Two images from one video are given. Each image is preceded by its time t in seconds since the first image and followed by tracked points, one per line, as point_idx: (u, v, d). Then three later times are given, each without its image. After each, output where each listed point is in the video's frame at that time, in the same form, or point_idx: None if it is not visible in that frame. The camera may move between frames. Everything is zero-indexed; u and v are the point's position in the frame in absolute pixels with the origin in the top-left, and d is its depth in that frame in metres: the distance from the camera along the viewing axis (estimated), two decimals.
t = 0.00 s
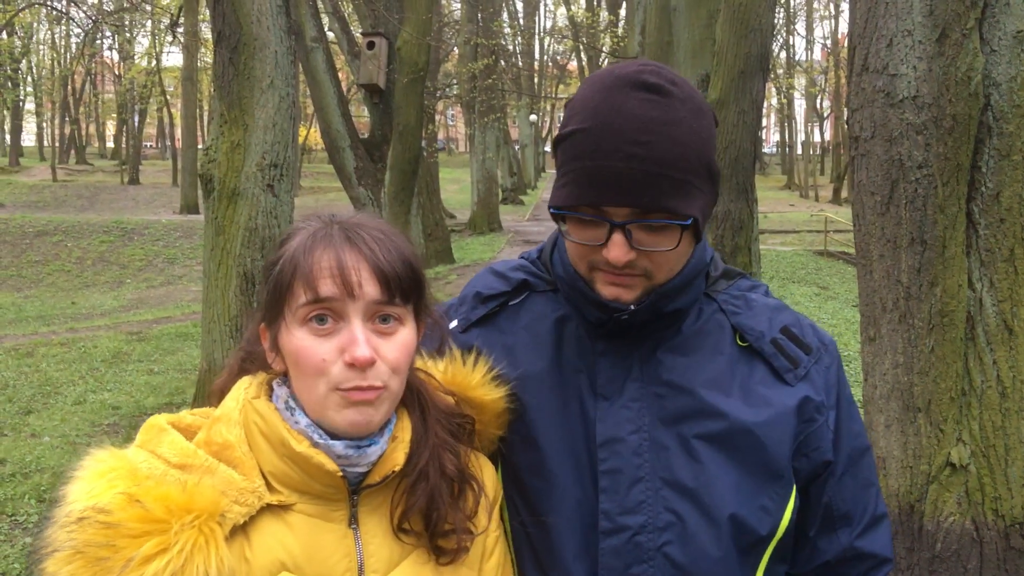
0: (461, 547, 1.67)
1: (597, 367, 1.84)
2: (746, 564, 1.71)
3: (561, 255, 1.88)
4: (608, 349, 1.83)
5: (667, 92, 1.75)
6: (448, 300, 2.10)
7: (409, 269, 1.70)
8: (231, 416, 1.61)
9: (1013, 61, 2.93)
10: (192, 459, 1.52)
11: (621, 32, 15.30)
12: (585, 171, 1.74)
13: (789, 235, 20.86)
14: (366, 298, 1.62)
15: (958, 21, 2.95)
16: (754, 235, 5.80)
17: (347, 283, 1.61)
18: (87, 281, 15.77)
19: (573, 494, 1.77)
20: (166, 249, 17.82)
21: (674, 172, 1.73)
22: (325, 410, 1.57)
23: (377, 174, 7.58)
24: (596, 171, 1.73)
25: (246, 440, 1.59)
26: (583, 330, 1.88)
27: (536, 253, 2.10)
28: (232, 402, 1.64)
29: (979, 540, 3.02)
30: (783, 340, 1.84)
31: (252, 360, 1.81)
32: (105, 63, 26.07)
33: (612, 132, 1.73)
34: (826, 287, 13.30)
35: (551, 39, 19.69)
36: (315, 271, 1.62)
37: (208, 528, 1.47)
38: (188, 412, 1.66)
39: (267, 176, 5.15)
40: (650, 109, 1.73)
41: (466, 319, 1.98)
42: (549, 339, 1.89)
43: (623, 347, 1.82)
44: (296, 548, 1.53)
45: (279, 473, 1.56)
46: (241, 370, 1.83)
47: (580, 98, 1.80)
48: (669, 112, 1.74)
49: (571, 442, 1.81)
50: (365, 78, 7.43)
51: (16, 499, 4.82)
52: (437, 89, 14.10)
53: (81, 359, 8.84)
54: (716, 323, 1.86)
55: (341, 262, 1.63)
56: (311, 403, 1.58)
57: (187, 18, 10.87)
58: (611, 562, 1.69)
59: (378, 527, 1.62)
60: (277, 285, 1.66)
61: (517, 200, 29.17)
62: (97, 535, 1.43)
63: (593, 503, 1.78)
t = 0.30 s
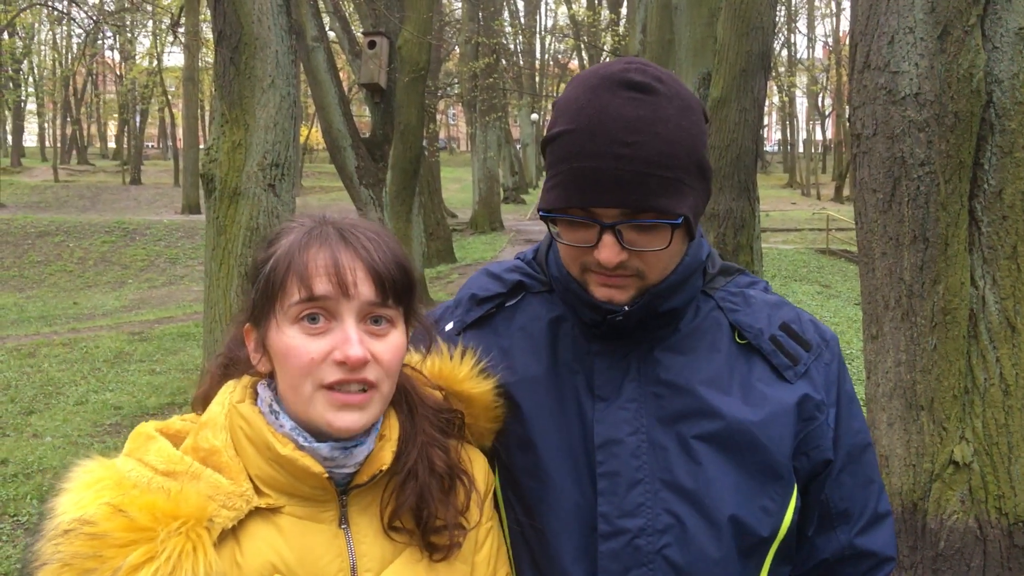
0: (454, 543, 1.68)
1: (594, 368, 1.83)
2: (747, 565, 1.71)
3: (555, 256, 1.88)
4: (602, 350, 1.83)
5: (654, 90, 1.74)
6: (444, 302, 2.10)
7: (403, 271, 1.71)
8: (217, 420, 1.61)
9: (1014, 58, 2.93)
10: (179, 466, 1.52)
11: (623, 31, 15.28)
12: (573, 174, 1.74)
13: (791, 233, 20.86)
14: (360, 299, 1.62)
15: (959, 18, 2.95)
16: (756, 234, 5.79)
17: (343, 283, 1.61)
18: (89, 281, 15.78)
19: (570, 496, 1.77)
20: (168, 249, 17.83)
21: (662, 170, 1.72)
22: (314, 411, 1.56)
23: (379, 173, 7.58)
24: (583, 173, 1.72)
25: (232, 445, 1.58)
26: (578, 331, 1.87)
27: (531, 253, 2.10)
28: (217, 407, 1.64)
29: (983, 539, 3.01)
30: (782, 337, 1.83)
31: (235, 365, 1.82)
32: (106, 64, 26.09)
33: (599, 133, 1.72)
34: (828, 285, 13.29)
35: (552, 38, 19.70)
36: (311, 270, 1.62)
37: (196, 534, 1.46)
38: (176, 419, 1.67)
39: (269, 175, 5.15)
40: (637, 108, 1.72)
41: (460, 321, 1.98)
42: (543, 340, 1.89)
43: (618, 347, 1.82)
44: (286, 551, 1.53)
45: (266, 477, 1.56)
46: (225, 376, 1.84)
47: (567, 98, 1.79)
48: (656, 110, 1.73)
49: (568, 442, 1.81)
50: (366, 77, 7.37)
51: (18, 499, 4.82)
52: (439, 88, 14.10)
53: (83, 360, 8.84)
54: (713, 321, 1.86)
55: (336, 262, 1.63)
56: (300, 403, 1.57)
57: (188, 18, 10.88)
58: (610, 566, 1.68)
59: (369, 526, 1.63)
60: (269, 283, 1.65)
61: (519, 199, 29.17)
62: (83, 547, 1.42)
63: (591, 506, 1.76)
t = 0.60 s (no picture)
0: (467, 549, 1.69)
1: (603, 371, 1.83)
2: (754, 570, 1.70)
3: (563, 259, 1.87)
4: (612, 354, 1.83)
5: (666, 95, 1.73)
6: (451, 302, 2.10)
7: (410, 268, 1.71)
8: (232, 422, 1.60)
9: (1016, 56, 2.92)
10: (195, 467, 1.51)
11: (622, 31, 15.28)
12: (581, 178, 1.73)
13: (791, 233, 20.84)
14: (367, 297, 1.62)
15: (960, 16, 2.95)
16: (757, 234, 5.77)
17: (349, 282, 1.61)
18: (90, 284, 15.79)
19: (579, 501, 1.76)
20: (168, 251, 17.83)
21: (673, 176, 1.71)
22: (327, 411, 1.56)
23: (379, 175, 7.58)
24: (594, 177, 1.71)
25: (247, 447, 1.58)
26: (588, 334, 1.87)
27: (538, 253, 2.09)
28: (232, 408, 1.62)
29: (986, 538, 3.00)
30: (793, 342, 1.82)
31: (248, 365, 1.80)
32: (107, 67, 26.11)
33: (608, 137, 1.72)
34: (829, 285, 13.28)
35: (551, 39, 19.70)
36: (317, 271, 1.62)
37: (211, 539, 1.46)
38: (189, 418, 1.66)
39: (269, 177, 5.15)
40: (647, 112, 1.72)
41: (469, 322, 1.97)
42: (552, 343, 1.88)
43: (629, 350, 1.82)
44: (301, 556, 1.53)
45: (282, 480, 1.55)
46: (237, 377, 1.82)
47: (577, 101, 1.79)
48: (668, 114, 1.72)
49: (576, 445, 1.80)
50: (365, 79, 7.37)
51: (18, 502, 4.82)
52: (439, 90, 14.10)
53: (84, 362, 8.85)
54: (723, 325, 1.85)
55: (343, 261, 1.64)
56: (312, 405, 1.57)
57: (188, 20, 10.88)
58: (617, 570, 1.67)
59: (382, 531, 1.63)
60: (276, 285, 1.65)
61: (519, 200, 29.17)
62: (98, 550, 1.42)
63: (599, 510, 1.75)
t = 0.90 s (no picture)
0: (469, 548, 1.68)
1: (609, 368, 1.81)
2: (760, 568, 1.69)
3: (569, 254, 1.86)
4: (618, 350, 1.82)
5: (674, 88, 1.72)
6: (455, 298, 2.09)
7: (415, 265, 1.70)
8: (232, 419, 1.59)
9: (1013, 52, 2.92)
10: (194, 465, 1.51)
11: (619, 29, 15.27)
12: (589, 173, 1.72)
13: (789, 231, 20.84)
14: (372, 295, 1.61)
15: (957, 12, 2.94)
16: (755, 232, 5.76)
17: (355, 279, 1.61)
18: (87, 285, 15.76)
19: (584, 498, 1.75)
20: (165, 252, 17.81)
21: (682, 169, 1.70)
22: (328, 409, 1.55)
23: (375, 174, 7.59)
24: (602, 171, 1.71)
25: (248, 444, 1.57)
26: (593, 330, 1.86)
27: (544, 250, 2.08)
28: (233, 405, 1.61)
29: (986, 535, 3.00)
30: (801, 339, 1.81)
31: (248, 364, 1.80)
32: (103, 68, 26.06)
33: (616, 131, 1.71)
34: (826, 282, 13.28)
35: (547, 38, 19.70)
36: (323, 266, 1.62)
37: (210, 536, 1.46)
38: (190, 415, 1.65)
39: (265, 177, 5.14)
40: (655, 105, 1.71)
41: (474, 318, 1.96)
42: (558, 339, 1.87)
43: (634, 346, 1.81)
44: (301, 555, 1.52)
45: (282, 478, 1.54)
46: (237, 376, 1.81)
47: (583, 96, 1.78)
48: (676, 108, 1.72)
49: (582, 442, 1.80)
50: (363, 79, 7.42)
51: (16, 505, 4.80)
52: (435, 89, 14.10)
53: (81, 364, 8.82)
54: (730, 322, 1.84)
55: (349, 257, 1.63)
56: (314, 402, 1.56)
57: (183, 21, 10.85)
58: (624, 568, 1.67)
59: (384, 530, 1.62)
60: (280, 280, 1.64)
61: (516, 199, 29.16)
62: (97, 548, 1.42)
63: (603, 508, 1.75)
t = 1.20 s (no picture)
0: (481, 543, 1.66)
1: (620, 365, 1.81)
2: (772, 566, 1.68)
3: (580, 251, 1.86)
4: (629, 347, 1.81)
5: (686, 84, 1.72)
6: (465, 296, 2.09)
7: (424, 258, 1.69)
8: (245, 414, 1.59)
9: (1019, 48, 2.91)
10: (207, 460, 1.51)
11: (621, 29, 15.26)
12: (602, 168, 1.72)
13: (792, 230, 20.81)
14: (383, 288, 1.61)
15: (962, 9, 2.93)
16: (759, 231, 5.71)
17: (364, 273, 1.60)
18: (91, 285, 15.79)
19: (595, 494, 1.74)
20: (169, 253, 17.84)
21: (694, 165, 1.69)
22: (343, 401, 1.55)
23: (379, 175, 7.58)
24: (613, 167, 1.70)
25: (260, 439, 1.56)
26: (604, 327, 1.85)
27: (553, 247, 2.08)
28: (245, 401, 1.61)
29: (992, 533, 2.99)
30: (811, 337, 1.80)
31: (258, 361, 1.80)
32: (106, 69, 26.12)
33: (628, 126, 1.71)
34: (830, 281, 13.26)
35: (550, 37, 19.69)
36: (332, 261, 1.61)
37: (224, 528, 1.45)
38: (201, 414, 1.65)
39: (268, 177, 5.14)
40: (667, 100, 1.70)
41: (483, 316, 1.96)
42: (567, 336, 1.86)
43: (645, 343, 1.80)
44: (314, 548, 1.52)
45: (295, 471, 1.54)
46: (247, 375, 1.81)
47: (595, 92, 1.78)
48: (687, 103, 1.71)
49: (592, 438, 1.79)
50: (365, 78, 7.43)
51: (21, 505, 4.81)
52: (438, 89, 14.10)
53: (85, 364, 8.84)
54: (741, 319, 1.83)
55: (359, 251, 1.62)
56: (329, 395, 1.56)
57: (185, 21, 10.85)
58: (635, 565, 1.66)
59: (395, 525, 1.62)
60: (292, 275, 1.63)
61: (519, 199, 29.15)
62: (112, 539, 1.41)
63: (614, 504, 1.74)
